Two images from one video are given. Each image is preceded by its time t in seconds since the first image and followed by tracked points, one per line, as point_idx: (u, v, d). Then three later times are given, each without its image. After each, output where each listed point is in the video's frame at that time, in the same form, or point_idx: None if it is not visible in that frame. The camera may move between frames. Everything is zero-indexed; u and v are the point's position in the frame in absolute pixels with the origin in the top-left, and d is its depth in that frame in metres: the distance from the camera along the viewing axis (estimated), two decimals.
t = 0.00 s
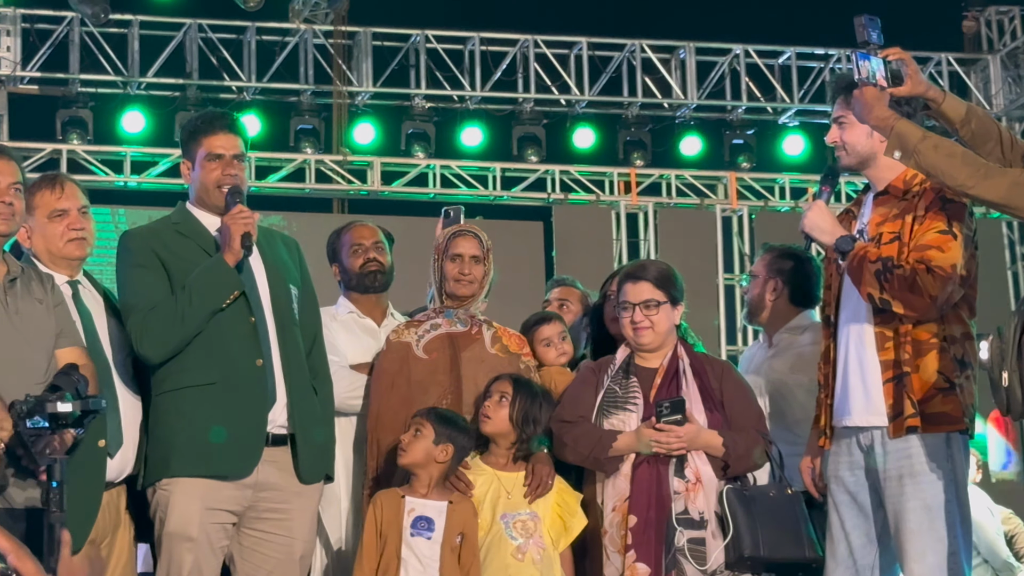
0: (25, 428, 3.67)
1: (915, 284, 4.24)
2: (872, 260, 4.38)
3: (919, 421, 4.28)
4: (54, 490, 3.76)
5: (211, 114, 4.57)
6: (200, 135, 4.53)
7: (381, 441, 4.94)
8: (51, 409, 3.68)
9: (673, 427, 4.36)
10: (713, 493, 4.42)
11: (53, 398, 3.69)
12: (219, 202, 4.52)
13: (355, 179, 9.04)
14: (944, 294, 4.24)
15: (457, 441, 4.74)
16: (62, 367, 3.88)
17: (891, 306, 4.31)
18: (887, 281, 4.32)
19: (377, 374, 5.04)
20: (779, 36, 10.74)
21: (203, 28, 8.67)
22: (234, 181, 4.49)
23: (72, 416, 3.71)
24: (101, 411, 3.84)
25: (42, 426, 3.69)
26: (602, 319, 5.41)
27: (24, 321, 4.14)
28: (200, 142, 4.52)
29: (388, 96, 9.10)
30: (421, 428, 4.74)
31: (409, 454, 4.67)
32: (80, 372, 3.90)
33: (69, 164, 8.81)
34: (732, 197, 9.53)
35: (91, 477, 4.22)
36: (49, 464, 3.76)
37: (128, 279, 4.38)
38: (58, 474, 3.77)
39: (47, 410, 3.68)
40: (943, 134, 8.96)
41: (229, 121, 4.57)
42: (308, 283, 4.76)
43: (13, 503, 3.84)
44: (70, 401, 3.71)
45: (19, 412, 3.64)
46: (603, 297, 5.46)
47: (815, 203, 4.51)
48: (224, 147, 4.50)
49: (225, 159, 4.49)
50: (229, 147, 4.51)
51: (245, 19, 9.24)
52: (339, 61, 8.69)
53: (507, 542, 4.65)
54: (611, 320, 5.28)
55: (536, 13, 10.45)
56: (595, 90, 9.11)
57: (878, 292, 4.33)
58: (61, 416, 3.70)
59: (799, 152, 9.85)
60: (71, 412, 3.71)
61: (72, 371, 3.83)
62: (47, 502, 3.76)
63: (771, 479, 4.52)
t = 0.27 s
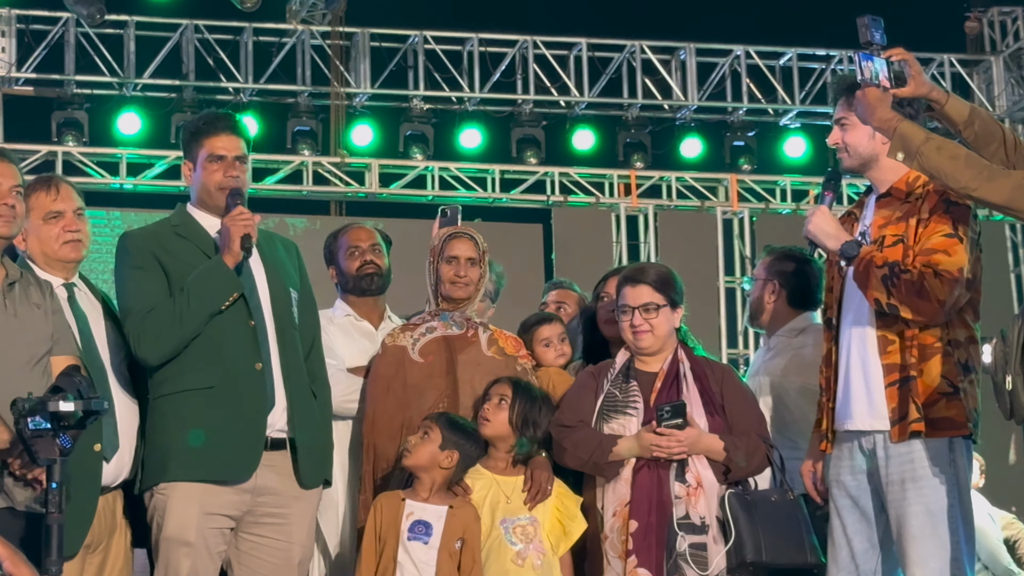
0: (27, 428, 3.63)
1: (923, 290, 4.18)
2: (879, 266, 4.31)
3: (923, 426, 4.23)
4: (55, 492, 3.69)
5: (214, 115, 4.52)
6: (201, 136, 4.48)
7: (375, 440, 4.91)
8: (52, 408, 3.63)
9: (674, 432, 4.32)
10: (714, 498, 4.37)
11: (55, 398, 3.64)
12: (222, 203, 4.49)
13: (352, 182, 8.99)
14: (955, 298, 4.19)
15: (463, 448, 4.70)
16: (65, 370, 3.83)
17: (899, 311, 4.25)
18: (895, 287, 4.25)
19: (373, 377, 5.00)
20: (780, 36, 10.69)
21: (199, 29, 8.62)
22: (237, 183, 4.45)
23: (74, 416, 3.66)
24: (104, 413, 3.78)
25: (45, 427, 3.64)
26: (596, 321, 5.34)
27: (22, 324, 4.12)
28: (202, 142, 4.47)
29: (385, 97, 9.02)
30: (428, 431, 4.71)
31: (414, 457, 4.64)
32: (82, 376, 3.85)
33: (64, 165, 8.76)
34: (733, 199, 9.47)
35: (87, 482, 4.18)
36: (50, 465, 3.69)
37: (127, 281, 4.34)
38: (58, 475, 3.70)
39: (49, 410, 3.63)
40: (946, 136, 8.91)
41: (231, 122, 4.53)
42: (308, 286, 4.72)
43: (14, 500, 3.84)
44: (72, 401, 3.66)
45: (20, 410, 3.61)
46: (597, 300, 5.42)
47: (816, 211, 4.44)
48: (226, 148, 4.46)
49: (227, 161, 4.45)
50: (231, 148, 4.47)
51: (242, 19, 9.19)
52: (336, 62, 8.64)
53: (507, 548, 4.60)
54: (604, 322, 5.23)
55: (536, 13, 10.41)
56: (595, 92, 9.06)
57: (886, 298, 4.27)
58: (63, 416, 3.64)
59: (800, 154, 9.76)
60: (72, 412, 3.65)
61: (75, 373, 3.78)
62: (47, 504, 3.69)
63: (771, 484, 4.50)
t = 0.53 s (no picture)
0: (25, 432, 3.57)
1: (937, 294, 4.14)
2: (890, 271, 4.25)
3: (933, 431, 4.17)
4: (54, 496, 3.65)
5: (219, 116, 4.49)
6: (206, 136, 4.45)
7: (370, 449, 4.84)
8: (50, 413, 3.58)
9: (676, 436, 4.28)
10: (717, 502, 4.33)
11: (53, 402, 3.59)
12: (228, 204, 4.45)
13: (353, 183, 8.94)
14: (967, 302, 4.15)
15: (465, 453, 4.63)
16: (62, 371, 3.78)
17: (913, 317, 4.19)
18: (909, 293, 4.19)
19: (368, 384, 4.93)
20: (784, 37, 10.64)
21: (198, 29, 8.57)
22: (242, 184, 4.43)
23: (72, 420, 3.60)
24: (102, 416, 3.73)
25: (42, 430, 3.59)
26: (585, 321, 5.23)
27: (22, 326, 4.08)
28: (207, 143, 4.44)
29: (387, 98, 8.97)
30: (431, 435, 4.66)
31: (416, 460, 4.58)
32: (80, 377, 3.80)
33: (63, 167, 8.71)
34: (737, 201, 9.47)
35: (87, 486, 4.14)
36: (49, 469, 3.64)
37: (129, 281, 4.31)
38: (57, 479, 3.65)
39: (47, 415, 3.58)
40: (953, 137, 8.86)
41: (236, 123, 4.50)
42: (311, 290, 4.67)
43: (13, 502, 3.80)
44: (70, 405, 3.60)
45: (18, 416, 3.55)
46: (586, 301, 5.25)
47: (825, 219, 4.41)
48: (230, 149, 4.43)
49: (231, 162, 4.42)
50: (236, 149, 4.44)
51: (242, 20, 9.15)
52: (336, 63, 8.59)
53: (510, 553, 4.57)
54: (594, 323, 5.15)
55: (537, 14, 10.38)
56: (597, 93, 9.00)
57: (899, 304, 4.21)
58: (61, 421, 3.59)
59: (805, 155, 9.70)
60: (70, 416, 3.59)
61: (73, 375, 3.72)
62: (46, 508, 3.64)
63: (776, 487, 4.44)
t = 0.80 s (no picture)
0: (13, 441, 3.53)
1: (958, 300, 4.10)
2: (907, 278, 4.19)
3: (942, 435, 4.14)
4: (47, 503, 3.61)
5: (222, 117, 4.47)
6: (210, 137, 4.43)
7: (367, 454, 4.76)
8: (38, 421, 3.54)
9: (680, 440, 4.24)
10: (722, 507, 4.28)
11: (42, 409, 3.55)
12: (231, 205, 4.40)
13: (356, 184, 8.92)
14: (987, 304, 4.12)
15: (464, 458, 4.61)
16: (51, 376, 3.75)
17: (934, 324, 4.15)
18: (928, 299, 4.15)
19: (363, 388, 4.85)
20: (789, 37, 10.60)
21: (198, 30, 8.53)
22: (245, 185, 4.39)
23: (61, 426, 3.57)
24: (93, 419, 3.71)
25: (32, 437, 3.55)
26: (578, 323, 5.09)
27: (20, 330, 4.05)
28: (210, 144, 4.42)
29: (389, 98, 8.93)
30: (431, 440, 4.61)
31: (417, 466, 4.54)
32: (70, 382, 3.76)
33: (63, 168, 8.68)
34: (742, 202, 9.46)
35: (87, 490, 4.10)
36: (40, 476, 3.60)
37: (131, 284, 4.27)
38: (49, 486, 3.61)
39: (36, 422, 3.54)
40: (959, 137, 8.82)
41: (239, 124, 4.47)
42: (315, 292, 4.64)
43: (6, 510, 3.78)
44: (59, 412, 3.57)
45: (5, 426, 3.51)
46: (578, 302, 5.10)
47: (835, 228, 4.33)
48: (234, 150, 4.41)
49: (234, 163, 4.40)
50: (240, 150, 4.42)
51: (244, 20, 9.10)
52: (338, 63, 8.57)
53: (510, 557, 4.52)
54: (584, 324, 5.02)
55: (540, 14, 10.33)
56: (602, 93, 8.96)
57: (919, 312, 4.16)
58: (50, 428, 3.55)
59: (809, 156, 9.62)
60: (59, 423, 3.56)
61: (62, 380, 3.69)
62: (40, 516, 3.60)
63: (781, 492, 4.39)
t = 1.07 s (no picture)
0: (27, 443, 3.50)
1: (993, 308, 4.02)
2: (939, 289, 4.12)
3: (954, 439, 4.08)
4: (58, 508, 3.57)
5: (230, 118, 4.42)
6: (217, 138, 4.37)
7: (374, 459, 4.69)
8: (53, 423, 3.51)
9: (693, 442, 4.20)
10: (735, 512, 4.22)
11: (56, 412, 3.53)
12: (239, 207, 4.37)
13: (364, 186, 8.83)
14: (1018, 310, 4.08)
15: (474, 462, 4.56)
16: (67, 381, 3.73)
17: (970, 334, 4.07)
18: (962, 310, 4.07)
19: (366, 394, 4.77)
20: (801, 37, 10.52)
21: (206, 29, 8.49)
22: (254, 186, 4.33)
23: (75, 431, 3.54)
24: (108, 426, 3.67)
25: (45, 441, 3.52)
26: (584, 328, 5.01)
27: (24, 334, 4.04)
28: (217, 146, 4.36)
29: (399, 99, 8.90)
30: (439, 445, 4.54)
31: (426, 472, 4.48)
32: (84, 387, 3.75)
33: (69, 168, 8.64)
34: (755, 203, 9.38)
35: (95, 494, 4.06)
36: (52, 480, 3.57)
37: (140, 288, 4.23)
38: (61, 491, 3.58)
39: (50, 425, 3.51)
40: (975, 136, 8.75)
41: (247, 126, 4.42)
42: (326, 293, 4.59)
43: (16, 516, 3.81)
44: (74, 415, 3.53)
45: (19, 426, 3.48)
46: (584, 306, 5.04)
47: (855, 242, 4.26)
48: (241, 151, 4.34)
49: (242, 164, 4.34)
50: (247, 151, 4.36)
51: (252, 20, 9.05)
52: (348, 63, 8.54)
53: (520, 563, 4.49)
54: (593, 329, 4.94)
55: (550, 14, 10.27)
56: (614, 93, 8.90)
57: (954, 323, 4.09)
58: (64, 431, 3.52)
59: (824, 156, 9.65)
60: (74, 426, 3.53)
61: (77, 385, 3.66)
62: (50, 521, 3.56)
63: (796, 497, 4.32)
